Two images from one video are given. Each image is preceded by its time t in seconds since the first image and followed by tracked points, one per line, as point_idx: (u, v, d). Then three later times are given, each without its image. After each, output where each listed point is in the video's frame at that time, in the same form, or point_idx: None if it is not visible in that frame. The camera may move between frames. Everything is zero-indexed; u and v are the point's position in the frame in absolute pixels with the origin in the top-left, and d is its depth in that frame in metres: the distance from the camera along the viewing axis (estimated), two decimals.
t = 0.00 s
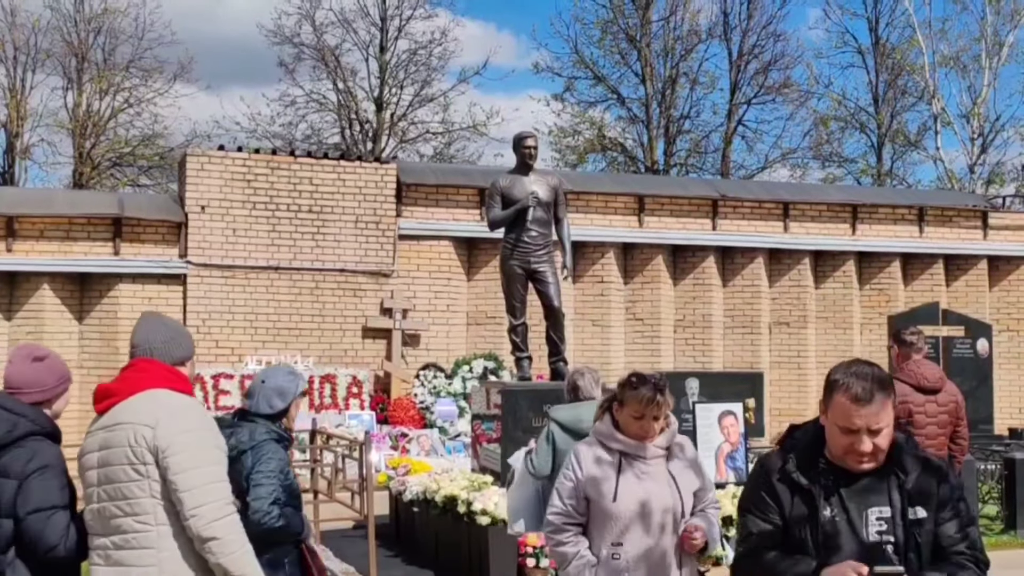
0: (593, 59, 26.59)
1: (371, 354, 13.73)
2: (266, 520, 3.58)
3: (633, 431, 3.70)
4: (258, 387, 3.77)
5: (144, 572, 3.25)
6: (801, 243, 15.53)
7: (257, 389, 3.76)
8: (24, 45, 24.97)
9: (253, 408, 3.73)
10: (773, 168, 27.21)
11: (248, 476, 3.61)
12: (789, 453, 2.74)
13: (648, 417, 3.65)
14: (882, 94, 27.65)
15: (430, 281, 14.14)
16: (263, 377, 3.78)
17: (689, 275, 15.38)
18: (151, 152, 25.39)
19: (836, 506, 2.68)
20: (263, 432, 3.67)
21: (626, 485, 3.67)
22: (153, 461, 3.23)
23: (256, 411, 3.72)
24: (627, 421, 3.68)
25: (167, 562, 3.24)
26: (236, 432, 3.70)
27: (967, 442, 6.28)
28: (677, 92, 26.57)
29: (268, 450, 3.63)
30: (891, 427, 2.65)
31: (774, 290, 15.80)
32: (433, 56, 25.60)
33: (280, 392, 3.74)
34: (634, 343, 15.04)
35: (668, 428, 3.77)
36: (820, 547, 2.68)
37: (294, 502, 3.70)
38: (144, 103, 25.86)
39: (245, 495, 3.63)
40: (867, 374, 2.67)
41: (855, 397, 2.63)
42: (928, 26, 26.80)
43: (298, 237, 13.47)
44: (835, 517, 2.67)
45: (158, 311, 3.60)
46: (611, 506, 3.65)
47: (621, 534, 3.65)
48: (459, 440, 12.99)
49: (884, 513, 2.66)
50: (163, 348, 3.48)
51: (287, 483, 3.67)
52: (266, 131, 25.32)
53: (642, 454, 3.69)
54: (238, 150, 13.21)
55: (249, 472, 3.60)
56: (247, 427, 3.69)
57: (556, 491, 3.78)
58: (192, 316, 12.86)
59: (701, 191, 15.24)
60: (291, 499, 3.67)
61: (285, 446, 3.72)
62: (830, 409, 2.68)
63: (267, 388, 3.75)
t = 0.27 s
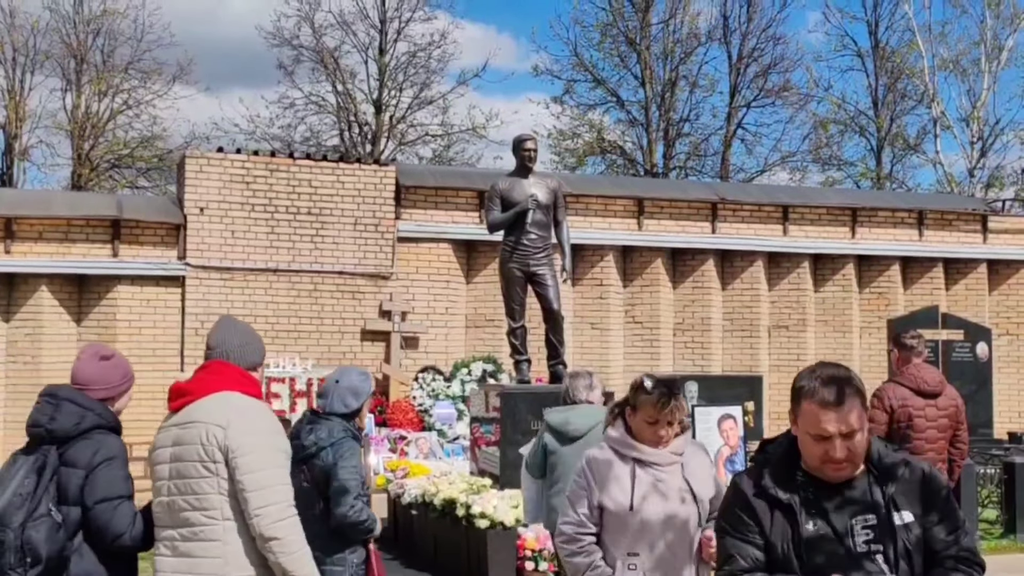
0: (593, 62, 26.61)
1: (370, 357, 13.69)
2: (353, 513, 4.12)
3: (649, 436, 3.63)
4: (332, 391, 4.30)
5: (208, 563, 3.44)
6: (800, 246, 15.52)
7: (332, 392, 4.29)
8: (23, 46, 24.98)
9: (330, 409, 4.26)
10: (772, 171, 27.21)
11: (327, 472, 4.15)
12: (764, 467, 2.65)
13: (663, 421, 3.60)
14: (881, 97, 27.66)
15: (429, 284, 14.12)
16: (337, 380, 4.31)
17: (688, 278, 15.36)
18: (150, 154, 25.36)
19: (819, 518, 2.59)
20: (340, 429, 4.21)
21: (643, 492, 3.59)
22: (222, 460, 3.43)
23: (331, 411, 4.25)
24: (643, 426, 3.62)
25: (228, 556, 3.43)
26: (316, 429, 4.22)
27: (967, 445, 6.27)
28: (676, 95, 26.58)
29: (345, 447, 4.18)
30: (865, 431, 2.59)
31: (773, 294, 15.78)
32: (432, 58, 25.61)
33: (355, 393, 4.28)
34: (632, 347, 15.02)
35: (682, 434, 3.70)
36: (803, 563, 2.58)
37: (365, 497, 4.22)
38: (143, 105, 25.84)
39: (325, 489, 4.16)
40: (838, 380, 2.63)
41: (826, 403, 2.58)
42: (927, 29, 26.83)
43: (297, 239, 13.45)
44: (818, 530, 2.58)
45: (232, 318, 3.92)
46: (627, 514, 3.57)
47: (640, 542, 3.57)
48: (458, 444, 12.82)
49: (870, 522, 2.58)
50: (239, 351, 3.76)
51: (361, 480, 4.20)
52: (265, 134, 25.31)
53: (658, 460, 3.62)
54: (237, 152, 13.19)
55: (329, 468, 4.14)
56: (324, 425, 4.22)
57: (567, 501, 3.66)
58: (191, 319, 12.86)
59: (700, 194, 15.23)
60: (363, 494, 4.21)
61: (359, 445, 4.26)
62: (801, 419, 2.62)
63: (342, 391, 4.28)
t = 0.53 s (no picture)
0: (592, 64, 26.61)
1: (370, 359, 13.63)
2: (425, 514, 4.32)
3: (655, 447, 3.60)
4: (400, 397, 4.52)
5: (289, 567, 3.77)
6: (799, 249, 15.51)
7: (399, 398, 4.52)
8: (22, 47, 24.98)
9: (398, 415, 4.50)
10: (771, 173, 27.22)
11: (401, 476, 4.38)
12: (753, 470, 2.65)
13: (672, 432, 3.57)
14: (880, 100, 27.67)
15: (428, 285, 14.11)
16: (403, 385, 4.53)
17: (687, 281, 15.36)
18: (149, 155, 25.33)
19: (804, 524, 2.56)
20: (410, 434, 4.45)
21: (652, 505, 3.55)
22: (310, 473, 3.74)
23: (399, 417, 4.49)
24: (652, 437, 3.58)
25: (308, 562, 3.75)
26: (387, 434, 4.45)
27: (966, 449, 6.26)
28: (676, 97, 26.58)
29: (416, 452, 4.41)
30: (848, 437, 2.55)
31: (772, 296, 15.79)
32: (432, 59, 25.61)
33: (422, 399, 4.52)
34: (631, 349, 15.02)
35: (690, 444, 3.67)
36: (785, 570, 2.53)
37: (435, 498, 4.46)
38: (142, 105, 25.84)
39: (398, 492, 4.40)
40: (822, 383, 2.58)
41: (805, 407, 2.55)
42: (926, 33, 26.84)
43: (296, 240, 13.44)
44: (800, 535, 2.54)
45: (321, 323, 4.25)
46: (635, 530, 3.53)
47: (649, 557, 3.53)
48: (456, 447, 12.67)
49: (855, 528, 2.52)
50: (326, 360, 4.08)
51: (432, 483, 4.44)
52: (264, 135, 25.31)
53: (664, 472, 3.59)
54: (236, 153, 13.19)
55: (402, 472, 4.37)
56: (394, 431, 4.45)
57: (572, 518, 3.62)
58: (189, 320, 12.84)
59: (699, 197, 15.23)
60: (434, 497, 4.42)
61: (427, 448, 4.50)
62: (786, 424, 2.60)
63: (410, 397, 4.51)
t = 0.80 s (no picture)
0: (591, 65, 26.61)
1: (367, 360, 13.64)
2: (477, 505, 4.43)
3: (657, 450, 3.55)
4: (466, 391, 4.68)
5: (353, 556, 3.65)
6: (797, 251, 15.50)
7: (464, 393, 4.68)
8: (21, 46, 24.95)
9: (462, 409, 4.65)
10: (770, 176, 27.23)
11: (459, 468, 4.50)
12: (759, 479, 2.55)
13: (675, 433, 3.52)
14: (879, 103, 27.68)
15: (426, 287, 14.09)
16: (469, 382, 4.69)
17: (686, 283, 15.35)
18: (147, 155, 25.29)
19: (797, 543, 2.44)
20: (470, 427, 4.58)
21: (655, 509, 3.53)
22: (374, 461, 3.62)
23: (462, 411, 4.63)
24: (652, 439, 3.54)
25: (370, 552, 3.64)
26: (447, 426, 4.59)
27: (966, 452, 6.25)
28: (675, 100, 26.59)
29: (475, 443, 4.53)
30: (840, 455, 2.37)
31: (771, 299, 15.77)
32: (430, 61, 25.60)
33: (486, 394, 4.66)
34: (630, 351, 14.99)
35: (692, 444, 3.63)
36: None
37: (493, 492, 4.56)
38: (140, 106, 25.80)
39: (456, 483, 4.51)
40: (813, 395, 2.41)
41: (789, 422, 2.39)
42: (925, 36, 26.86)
43: (294, 241, 13.42)
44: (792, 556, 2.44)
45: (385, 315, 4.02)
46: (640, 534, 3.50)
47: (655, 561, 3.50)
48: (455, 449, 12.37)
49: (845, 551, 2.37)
50: (390, 351, 3.87)
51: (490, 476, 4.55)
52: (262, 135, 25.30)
53: (668, 473, 3.56)
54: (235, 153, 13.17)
55: (460, 464, 4.50)
56: (455, 424, 4.60)
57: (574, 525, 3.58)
58: (187, 320, 12.81)
59: (699, 199, 15.21)
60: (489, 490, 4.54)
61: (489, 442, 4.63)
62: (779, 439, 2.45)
63: (474, 392, 4.66)
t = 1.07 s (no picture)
0: (590, 67, 26.61)
1: (366, 361, 13.65)
2: (542, 516, 4.10)
3: (664, 455, 3.54)
4: (530, 396, 4.35)
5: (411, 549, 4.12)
6: (796, 254, 15.50)
7: (528, 397, 4.35)
8: (20, 46, 24.94)
9: (527, 415, 4.32)
10: (769, 178, 27.24)
11: (523, 475, 4.19)
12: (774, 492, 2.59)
13: (682, 437, 3.52)
14: (878, 106, 27.71)
15: (425, 288, 14.09)
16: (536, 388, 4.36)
17: (684, 285, 15.36)
18: (145, 155, 25.26)
19: (801, 554, 2.45)
20: (535, 436, 4.26)
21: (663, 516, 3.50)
22: (428, 461, 4.10)
23: (528, 417, 4.32)
24: (659, 442, 3.54)
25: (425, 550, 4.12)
26: (513, 434, 4.27)
27: (964, 455, 6.26)
28: (673, 102, 26.59)
29: (541, 453, 4.21)
30: (839, 461, 2.36)
31: (769, 301, 15.78)
32: (429, 62, 25.59)
33: (552, 402, 4.33)
34: (628, 353, 14.99)
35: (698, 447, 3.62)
36: None
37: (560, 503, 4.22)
38: (138, 106, 25.78)
39: (518, 492, 4.21)
40: (812, 399, 2.42)
41: (788, 426, 2.41)
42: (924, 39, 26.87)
43: (293, 242, 13.42)
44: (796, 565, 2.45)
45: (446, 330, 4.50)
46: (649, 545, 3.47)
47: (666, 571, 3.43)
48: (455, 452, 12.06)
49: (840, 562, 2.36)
50: (450, 364, 4.33)
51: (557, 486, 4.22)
52: (261, 136, 25.29)
53: (674, 479, 3.53)
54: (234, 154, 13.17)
55: (524, 473, 4.18)
56: (520, 431, 4.28)
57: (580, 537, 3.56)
58: (186, 321, 12.82)
59: (697, 201, 15.21)
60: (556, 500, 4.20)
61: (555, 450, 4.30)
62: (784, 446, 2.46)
63: (540, 397, 4.34)
